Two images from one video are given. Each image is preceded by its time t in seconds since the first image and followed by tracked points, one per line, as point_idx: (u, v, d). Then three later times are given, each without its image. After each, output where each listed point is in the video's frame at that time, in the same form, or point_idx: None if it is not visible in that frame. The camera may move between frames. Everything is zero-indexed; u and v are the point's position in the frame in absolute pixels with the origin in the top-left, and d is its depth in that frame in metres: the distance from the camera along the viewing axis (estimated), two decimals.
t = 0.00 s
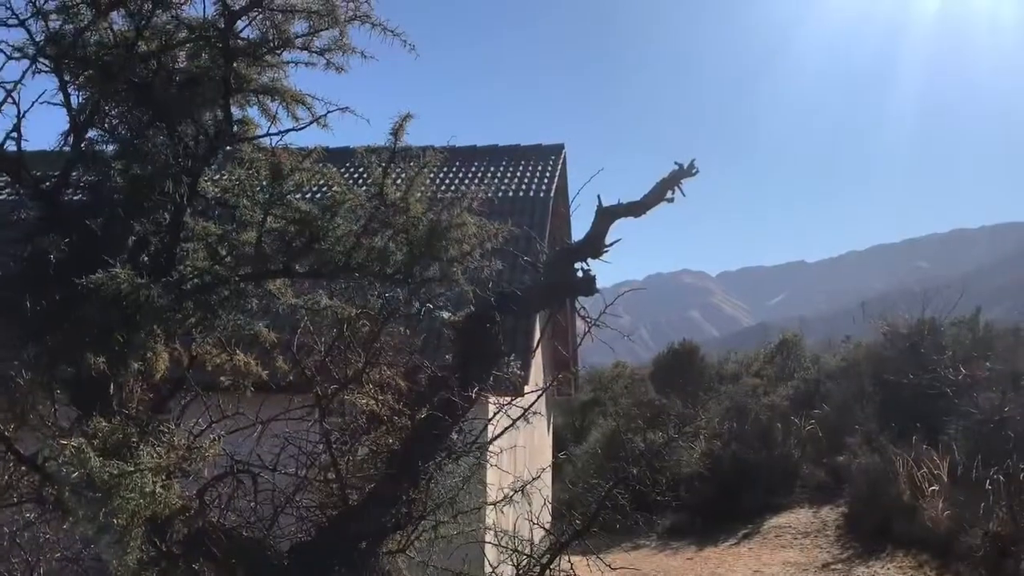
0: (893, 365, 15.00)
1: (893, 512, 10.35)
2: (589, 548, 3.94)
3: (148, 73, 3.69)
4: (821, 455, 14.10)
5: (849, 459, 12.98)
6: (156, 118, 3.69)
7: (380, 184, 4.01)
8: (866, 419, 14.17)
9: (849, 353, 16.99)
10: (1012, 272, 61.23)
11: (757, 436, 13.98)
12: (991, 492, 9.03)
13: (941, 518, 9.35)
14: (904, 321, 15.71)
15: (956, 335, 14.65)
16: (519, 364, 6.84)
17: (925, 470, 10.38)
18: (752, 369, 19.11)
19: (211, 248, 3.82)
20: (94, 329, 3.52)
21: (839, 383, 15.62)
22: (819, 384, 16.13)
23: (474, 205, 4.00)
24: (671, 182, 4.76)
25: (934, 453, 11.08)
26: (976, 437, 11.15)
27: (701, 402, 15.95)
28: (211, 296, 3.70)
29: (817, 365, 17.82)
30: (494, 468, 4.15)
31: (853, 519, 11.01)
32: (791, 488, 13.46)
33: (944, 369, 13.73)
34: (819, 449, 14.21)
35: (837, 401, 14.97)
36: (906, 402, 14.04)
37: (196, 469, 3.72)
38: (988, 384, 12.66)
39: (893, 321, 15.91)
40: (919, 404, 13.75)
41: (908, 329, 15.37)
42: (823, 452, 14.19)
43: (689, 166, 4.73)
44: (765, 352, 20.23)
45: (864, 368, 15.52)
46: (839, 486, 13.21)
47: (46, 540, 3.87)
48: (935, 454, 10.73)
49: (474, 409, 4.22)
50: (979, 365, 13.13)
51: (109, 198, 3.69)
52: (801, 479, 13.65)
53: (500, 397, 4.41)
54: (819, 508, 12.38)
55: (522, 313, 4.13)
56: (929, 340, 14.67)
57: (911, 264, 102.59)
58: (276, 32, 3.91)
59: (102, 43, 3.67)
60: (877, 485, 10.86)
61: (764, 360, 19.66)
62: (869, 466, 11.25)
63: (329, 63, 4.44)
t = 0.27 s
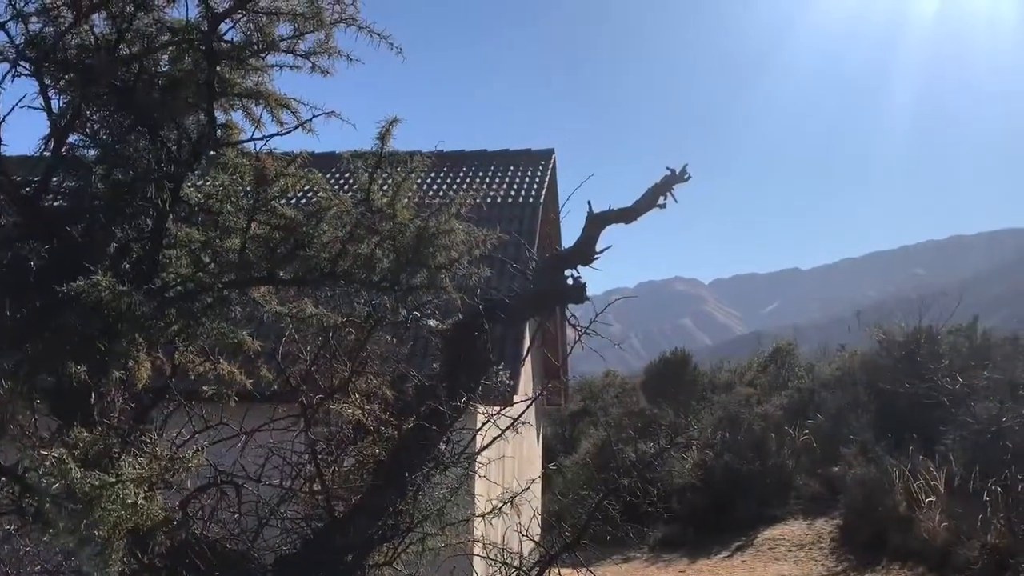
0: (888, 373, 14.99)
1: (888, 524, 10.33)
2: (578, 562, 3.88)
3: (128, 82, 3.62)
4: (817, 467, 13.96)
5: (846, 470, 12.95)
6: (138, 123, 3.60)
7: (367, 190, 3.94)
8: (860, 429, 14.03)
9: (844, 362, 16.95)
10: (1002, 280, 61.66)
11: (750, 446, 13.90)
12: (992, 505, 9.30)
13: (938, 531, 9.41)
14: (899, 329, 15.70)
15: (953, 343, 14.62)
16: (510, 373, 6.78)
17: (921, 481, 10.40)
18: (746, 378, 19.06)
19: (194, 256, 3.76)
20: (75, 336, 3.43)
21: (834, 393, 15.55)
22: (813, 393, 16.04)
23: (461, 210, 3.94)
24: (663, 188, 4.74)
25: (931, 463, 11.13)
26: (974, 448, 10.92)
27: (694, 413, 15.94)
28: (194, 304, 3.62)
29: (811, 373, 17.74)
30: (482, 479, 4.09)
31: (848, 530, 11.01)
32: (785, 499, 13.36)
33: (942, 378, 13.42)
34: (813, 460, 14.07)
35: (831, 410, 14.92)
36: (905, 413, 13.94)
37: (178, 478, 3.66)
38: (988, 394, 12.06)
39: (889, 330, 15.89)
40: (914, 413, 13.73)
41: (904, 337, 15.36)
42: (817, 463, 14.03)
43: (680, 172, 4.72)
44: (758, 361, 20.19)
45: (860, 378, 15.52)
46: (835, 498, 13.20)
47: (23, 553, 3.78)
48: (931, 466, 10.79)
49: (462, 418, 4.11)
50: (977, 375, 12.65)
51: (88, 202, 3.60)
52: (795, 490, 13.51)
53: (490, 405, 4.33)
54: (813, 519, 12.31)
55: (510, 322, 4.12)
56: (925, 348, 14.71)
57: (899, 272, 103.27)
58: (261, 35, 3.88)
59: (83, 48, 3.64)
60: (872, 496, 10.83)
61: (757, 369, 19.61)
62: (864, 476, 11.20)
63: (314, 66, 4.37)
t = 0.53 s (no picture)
0: (885, 382, 14.82)
1: (885, 536, 10.28)
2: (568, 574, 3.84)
3: (110, 86, 3.56)
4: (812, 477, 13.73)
5: (840, 481, 12.50)
6: (120, 127, 3.55)
7: (354, 196, 3.88)
8: (856, 439, 13.81)
9: (840, 371, 16.74)
10: (995, 289, 61.64)
11: (744, 457, 13.72)
12: (989, 517, 9.32)
13: (935, 542, 9.36)
14: (896, 338, 15.42)
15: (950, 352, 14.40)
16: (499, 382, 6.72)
17: (918, 492, 10.29)
18: (740, 388, 18.96)
19: (177, 262, 3.70)
20: (56, 345, 3.36)
21: (829, 402, 15.37)
22: (808, 403, 15.88)
23: (450, 216, 3.88)
24: (655, 194, 4.72)
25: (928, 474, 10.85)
26: (971, 459, 10.64)
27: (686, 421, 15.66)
28: (178, 312, 3.56)
29: (806, 383, 17.52)
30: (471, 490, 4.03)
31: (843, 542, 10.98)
32: (779, 510, 13.00)
33: (938, 387, 13.20)
34: (808, 470, 13.88)
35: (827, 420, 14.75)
36: (902, 423, 13.72)
37: (161, 489, 3.59)
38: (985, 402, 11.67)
39: (886, 338, 15.63)
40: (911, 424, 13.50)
41: (901, 345, 15.08)
42: (812, 474, 13.85)
43: (672, 178, 4.70)
44: (751, 371, 20.09)
45: (855, 388, 15.34)
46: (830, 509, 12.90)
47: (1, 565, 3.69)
48: (927, 476, 10.62)
49: (451, 429, 4.06)
50: (975, 384, 12.37)
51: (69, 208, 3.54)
52: (789, 501, 13.21)
53: (478, 415, 4.27)
54: (808, 531, 12.19)
55: (499, 330, 4.07)
56: (923, 356, 14.24)
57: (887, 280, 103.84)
58: (246, 38, 3.84)
59: (65, 51, 3.58)
60: (868, 507, 10.83)
61: (751, 378, 19.50)
62: (858, 487, 11.19)
63: (300, 69, 4.32)
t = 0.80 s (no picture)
0: (881, 392, 13.72)
1: (880, 549, 9.09)
2: None
3: (93, 89, 3.52)
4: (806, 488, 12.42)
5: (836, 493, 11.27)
6: (103, 131, 3.48)
7: (340, 201, 3.82)
8: (852, 449, 12.56)
9: (836, 381, 15.83)
10: (989, 298, 61.35)
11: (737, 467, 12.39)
12: (987, 527, 8.55)
13: (932, 554, 8.41)
14: (892, 346, 14.38)
15: (948, 361, 13.46)
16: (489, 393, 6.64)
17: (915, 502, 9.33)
18: (733, 397, 18.72)
19: (159, 269, 3.62)
20: (37, 353, 3.29)
21: (825, 412, 14.24)
22: (803, 412, 14.94)
23: (438, 222, 3.83)
24: (647, 200, 4.71)
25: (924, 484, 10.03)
26: (968, 468, 9.89)
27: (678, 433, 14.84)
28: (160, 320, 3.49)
29: (801, 393, 17.08)
30: (460, 501, 3.96)
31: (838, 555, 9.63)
32: (773, 523, 11.76)
33: (936, 397, 12.33)
34: (802, 481, 12.58)
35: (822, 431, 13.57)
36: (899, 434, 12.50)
37: (144, 499, 3.52)
38: (984, 413, 10.98)
39: (881, 347, 14.62)
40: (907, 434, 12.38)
41: (897, 354, 14.03)
42: (807, 485, 12.55)
43: (664, 182, 4.71)
44: (745, 380, 19.95)
45: (851, 398, 14.16)
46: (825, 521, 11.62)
47: None
48: (924, 486, 9.75)
49: (439, 439, 4.02)
50: (973, 392, 11.70)
51: (50, 212, 3.44)
52: (784, 513, 11.93)
53: (467, 425, 4.23)
54: (804, 543, 10.81)
55: (488, 338, 4.03)
56: (919, 366, 13.37)
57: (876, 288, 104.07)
58: (230, 41, 3.77)
59: (46, 53, 3.53)
60: (865, 519, 9.42)
61: (745, 388, 19.31)
62: (854, 498, 9.81)
63: (286, 73, 4.30)
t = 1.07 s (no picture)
0: (876, 402, 13.20)
1: (876, 561, 8.78)
2: None
3: (76, 92, 3.47)
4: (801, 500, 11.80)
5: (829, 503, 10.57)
6: (84, 136, 3.45)
7: (327, 207, 3.77)
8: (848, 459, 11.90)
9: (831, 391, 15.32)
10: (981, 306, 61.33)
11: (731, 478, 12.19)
12: (986, 539, 8.02)
13: (929, 566, 7.99)
14: (889, 355, 13.89)
15: (945, 370, 12.79)
16: (478, 402, 6.59)
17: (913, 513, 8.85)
18: (727, 407, 18.56)
19: (143, 277, 3.58)
20: (18, 361, 3.20)
21: (820, 421, 13.71)
22: (798, 421, 14.32)
23: (427, 227, 3.78)
24: (639, 205, 4.70)
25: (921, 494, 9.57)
26: (966, 479, 9.39)
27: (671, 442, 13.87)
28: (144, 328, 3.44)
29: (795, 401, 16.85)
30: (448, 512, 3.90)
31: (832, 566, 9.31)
32: (767, 535, 11.41)
33: (932, 406, 11.69)
34: (797, 492, 11.93)
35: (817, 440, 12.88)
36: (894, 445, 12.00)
37: (127, 511, 3.44)
38: (982, 422, 10.39)
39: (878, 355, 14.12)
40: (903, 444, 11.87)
41: (893, 362, 13.56)
42: (801, 497, 11.88)
43: (656, 189, 4.71)
44: (738, 389, 19.88)
45: (846, 407, 13.65)
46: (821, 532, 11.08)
47: None
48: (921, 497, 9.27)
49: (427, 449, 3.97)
50: (970, 402, 11.09)
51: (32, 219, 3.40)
52: (778, 524, 11.51)
53: (455, 435, 4.18)
54: (798, 555, 10.50)
55: (477, 345, 4.01)
56: (916, 374, 12.87)
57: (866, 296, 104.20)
58: (214, 44, 3.72)
59: (26, 56, 3.46)
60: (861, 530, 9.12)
61: (739, 397, 19.20)
62: (849, 509, 9.53)
63: (271, 76, 4.26)
